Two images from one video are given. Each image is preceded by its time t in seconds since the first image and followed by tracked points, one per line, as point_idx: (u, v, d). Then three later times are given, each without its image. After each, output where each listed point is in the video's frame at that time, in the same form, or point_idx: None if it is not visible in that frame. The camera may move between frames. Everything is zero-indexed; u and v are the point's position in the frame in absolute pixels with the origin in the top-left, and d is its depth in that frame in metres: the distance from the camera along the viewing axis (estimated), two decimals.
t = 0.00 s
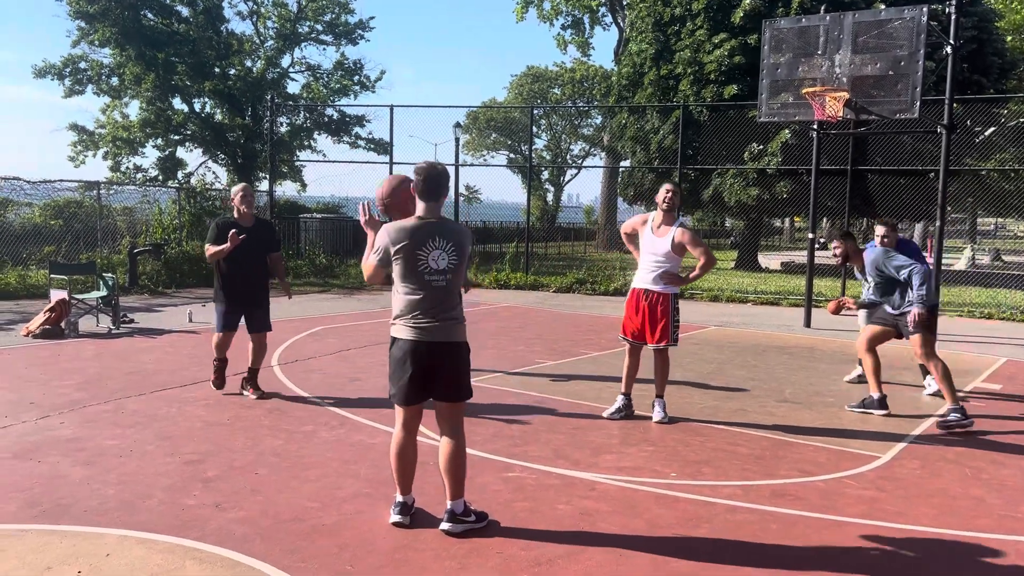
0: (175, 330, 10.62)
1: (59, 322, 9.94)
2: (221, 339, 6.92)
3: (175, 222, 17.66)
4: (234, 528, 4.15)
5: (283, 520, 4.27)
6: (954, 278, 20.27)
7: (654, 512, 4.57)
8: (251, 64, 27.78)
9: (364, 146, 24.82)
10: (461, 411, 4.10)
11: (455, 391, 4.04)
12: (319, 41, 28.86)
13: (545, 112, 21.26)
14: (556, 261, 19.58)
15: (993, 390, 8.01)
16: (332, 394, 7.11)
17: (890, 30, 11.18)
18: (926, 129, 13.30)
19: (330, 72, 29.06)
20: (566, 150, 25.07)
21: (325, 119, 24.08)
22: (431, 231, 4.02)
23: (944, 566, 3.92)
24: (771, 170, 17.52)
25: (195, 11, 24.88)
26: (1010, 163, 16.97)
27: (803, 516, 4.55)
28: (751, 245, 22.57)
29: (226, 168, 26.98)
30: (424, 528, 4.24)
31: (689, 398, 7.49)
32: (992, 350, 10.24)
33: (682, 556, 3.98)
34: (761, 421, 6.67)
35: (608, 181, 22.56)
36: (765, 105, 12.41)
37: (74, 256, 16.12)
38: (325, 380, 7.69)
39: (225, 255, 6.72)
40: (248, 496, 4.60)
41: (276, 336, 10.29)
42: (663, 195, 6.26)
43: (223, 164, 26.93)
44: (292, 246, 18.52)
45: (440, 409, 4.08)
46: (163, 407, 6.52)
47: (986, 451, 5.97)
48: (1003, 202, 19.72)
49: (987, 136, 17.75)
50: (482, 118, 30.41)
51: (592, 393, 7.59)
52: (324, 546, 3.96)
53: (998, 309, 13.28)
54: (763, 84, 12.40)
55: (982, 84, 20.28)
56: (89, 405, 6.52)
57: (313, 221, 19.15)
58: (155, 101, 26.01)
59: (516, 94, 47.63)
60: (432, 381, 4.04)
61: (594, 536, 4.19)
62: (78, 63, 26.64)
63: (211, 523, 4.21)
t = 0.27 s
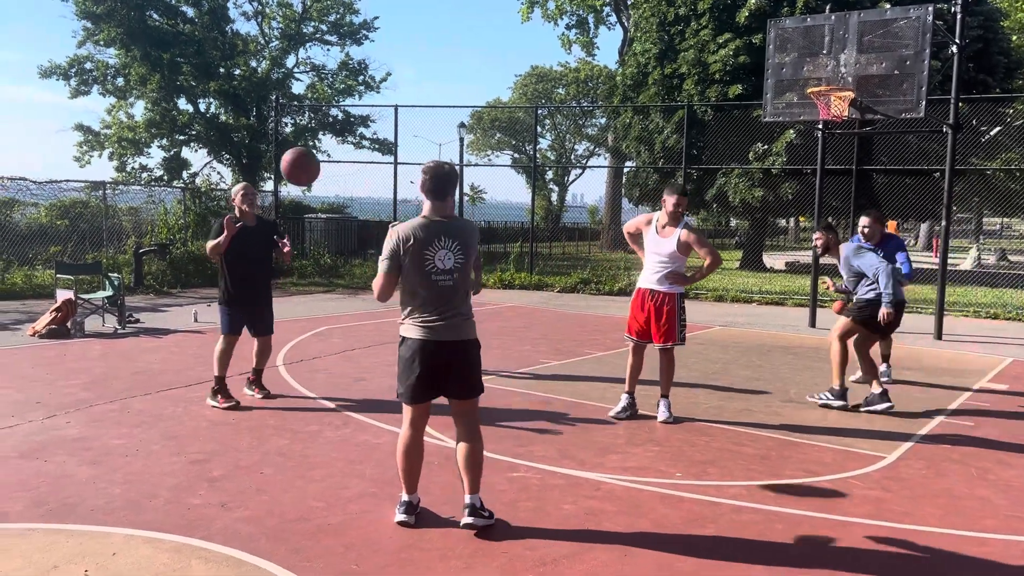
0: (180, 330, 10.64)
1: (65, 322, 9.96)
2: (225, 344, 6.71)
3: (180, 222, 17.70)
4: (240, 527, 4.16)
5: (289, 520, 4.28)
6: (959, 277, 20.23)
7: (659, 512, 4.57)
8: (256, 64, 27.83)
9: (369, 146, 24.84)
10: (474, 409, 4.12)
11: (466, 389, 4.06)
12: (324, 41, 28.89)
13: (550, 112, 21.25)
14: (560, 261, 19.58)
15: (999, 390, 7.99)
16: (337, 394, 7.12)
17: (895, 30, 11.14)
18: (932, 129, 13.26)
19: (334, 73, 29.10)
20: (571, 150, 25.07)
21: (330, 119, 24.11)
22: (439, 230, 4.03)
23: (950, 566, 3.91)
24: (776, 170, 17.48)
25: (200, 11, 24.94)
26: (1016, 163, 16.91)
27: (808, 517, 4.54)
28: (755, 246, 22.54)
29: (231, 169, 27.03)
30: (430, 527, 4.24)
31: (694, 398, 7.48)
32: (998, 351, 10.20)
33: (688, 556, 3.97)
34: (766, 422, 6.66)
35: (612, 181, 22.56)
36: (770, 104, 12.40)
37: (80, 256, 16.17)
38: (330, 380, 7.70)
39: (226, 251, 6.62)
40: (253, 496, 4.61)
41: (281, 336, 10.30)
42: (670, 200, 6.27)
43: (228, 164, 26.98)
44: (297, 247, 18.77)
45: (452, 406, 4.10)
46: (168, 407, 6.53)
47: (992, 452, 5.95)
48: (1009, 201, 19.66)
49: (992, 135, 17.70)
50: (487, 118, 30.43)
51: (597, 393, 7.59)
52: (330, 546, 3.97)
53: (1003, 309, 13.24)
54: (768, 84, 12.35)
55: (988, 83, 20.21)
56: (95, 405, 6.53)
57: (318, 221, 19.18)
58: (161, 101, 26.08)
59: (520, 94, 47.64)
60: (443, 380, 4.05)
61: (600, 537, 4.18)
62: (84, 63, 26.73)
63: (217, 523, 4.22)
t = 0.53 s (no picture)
0: (183, 330, 10.65)
1: (67, 322, 9.97)
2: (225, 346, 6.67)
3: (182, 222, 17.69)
4: (241, 528, 4.16)
5: (290, 520, 4.28)
6: (962, 278, 20.19)
7: (660, 512, 4.56)
8: (259, 65, 27.86)
9: (371, 146, 24.84)
10: (496, 410, 4.16)
11: (485, 392, 4.08)
12: (326, 41, 28.90)
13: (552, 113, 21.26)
14: (562, 262, 19.58)
15: (1002, 390, 7.98)
16: (339, 395, 7.13)
17: (898, 29, 11.13)
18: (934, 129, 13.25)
19: (337, 73, 29.13)
20: (573, 150, 25.06)
21: (332, 119, 24.12)
22: (458, 234, 4.02)
23: (952, 567, 3.90)
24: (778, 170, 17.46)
25: (203, 11, 24.95)
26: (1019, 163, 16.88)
27: (810, 517, 4.53)
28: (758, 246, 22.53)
29: (233, 169, 27.05)
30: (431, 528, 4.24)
31: (696, 398, 7.48)
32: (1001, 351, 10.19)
33: (689, 557, 3.97)
34: (768, 422, 6.65)
35: (614, 182, 22.55)
36: (772, 105, 12.42)
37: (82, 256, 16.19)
38: (332, 380, 7.71)
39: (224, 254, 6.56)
40: (255, 496, 4.61)
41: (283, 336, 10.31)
42: (663, 203, 6.28)
43: (230, 164, 27.00)
44: (299, 247, 18.99)
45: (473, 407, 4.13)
46: (170, 407, 6.53)
47: (994, 452, 5.94)
48: (1013, 201, 19.63)
49: (995, 136, 17.67)
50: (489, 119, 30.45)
51: (599, 393, 7.59)
52: (330, 547, 3.97)
53: (1007, 309, 13.22)
54: (770, 84, 12.37)
55: (991, 83, 20.18)
56: (97, 405, 6.54)
57: (320, 222, 19.19)
58: (163, 102, 26.10)
59: (523, 94, 47.67)
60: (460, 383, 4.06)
61: (601, 537, 4.18)
62: (86, 64, 26.76)
63: (218, 523, 4.22)
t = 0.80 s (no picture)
0: (181, 331, 10.65)
1: (64, 323, 9.96)
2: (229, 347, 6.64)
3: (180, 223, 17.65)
4: (240, 528, 4.16)
5: (289, 520, 4.28)
6: (960, 278, 20.22)
7: (659, 513, 4.57)
8: (256, 65, 27.84)
9: (369, 147, 24.83)
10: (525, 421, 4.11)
11: (523, 399, 4.05)
12: (324, 42, 28.90)
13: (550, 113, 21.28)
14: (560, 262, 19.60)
15: (998, 391, 8.00)
16: (337, 395, 7.13)
17: (895, 30, 11.13)
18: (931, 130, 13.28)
19: (335, 74, 29.14)
20: (571, 150, 25.08)
21: (330, 119, 24.12)
22: (509, 238, 4.01)
23: (949, 567, 3.91)
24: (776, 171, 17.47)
25: (200, 12, 24.95)
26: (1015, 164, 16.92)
27: (808, 518, 4.54)
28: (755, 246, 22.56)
29: (231, 169, 27.03)
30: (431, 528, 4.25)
31: (694, 399, 7.49)
32: (998, 352, 10.21)
33: (687, 557, 3.98)
34: (765, 422, 6.67)
35: (612, 182, 22.57)
36: (770, 105, 12.43)
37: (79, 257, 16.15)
38: (330, 381, 7.71)
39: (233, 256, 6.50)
40: (253, 497, 4.61)
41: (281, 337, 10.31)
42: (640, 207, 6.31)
43: (228, 165, 26.98)
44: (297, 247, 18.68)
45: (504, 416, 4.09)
46: (169, 407, 6.54)
47: (991, 452, 5.96)
48: (1009, 202, 19.66)
49: (992, 137, 17.70)
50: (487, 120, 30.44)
51: (597, 393, 7.60)
52: (329, 547, 3.97)
53: (1004, 309, 13.25)
54: (768, 84, 12.40)
55: (988, 84, 20.22)
56: (95, 405, 6.54)
57: (318, 222, 19.17)
58: (161, 102, 26.06)
59: (520, 94, 47.70)
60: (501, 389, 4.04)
61: (599, 537, 4.19)
62: (84, 64, 26.73)
63: (217, 523, 4.23)
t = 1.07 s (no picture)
0: (174, 332, 10.62)
1: (57, 324, 9.91)
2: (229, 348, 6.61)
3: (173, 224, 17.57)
4: (233, 529, 4.15)
5: (282, 521, 4.27)
6: (952, 279, 20.29)
7: (653, 513, 4.57)
8: (250, 65, 27.77)
9: (363, 148, 24.79)
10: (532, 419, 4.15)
11: (544, 398, 4.07)
12: (318, 42, 28.85)
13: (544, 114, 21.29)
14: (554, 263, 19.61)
15: (991, 391, 8.03)
16: (331, 396, 7.11)
17: (889, 32, 11.13)
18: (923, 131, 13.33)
19: (329, 74, 29.09)
20: (565, 151, 25.09)
21: (324, 120, 24.07)
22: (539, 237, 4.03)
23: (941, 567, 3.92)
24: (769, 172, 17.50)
25: (194, 12, 24.92)
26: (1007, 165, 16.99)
27: (801, 518, 4.55)
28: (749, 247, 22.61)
29: (225, 170, 26.96)
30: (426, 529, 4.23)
31: (688, 399, 7.50)
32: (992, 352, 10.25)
33: (681, 558, 3.98)
34: (759, 423, 6.68)
35: (606, 183, 22.60)
36: (764, 106, 12.53)
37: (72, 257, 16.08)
38: (324, 382, 7.70)
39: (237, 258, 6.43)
40: (247, 497, 4.60)
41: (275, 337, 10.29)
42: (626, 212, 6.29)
43: (221, 165, 26.91)
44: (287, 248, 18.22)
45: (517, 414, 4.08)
46: (162, 408, 6.51)
47: (984, 452, 5.98)
48: (1002, 203, 19.73)
49: (985, 137, 17.77)
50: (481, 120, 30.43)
51: (591, 394, 7.61)
52: (323, 548, 3.96)
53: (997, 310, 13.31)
54: (762, 85, 12.50)
55: (980, 85, 20.29)
56: (88, 406, 6.51)
57: (312, 223, 19.12)
58: (154, 102, 25.96)
59: (515, 95, 47.71)
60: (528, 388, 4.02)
61: (592, 538, 4.19)
62: (77, 64, 26.64)
63: (210, 524, 4.21)
